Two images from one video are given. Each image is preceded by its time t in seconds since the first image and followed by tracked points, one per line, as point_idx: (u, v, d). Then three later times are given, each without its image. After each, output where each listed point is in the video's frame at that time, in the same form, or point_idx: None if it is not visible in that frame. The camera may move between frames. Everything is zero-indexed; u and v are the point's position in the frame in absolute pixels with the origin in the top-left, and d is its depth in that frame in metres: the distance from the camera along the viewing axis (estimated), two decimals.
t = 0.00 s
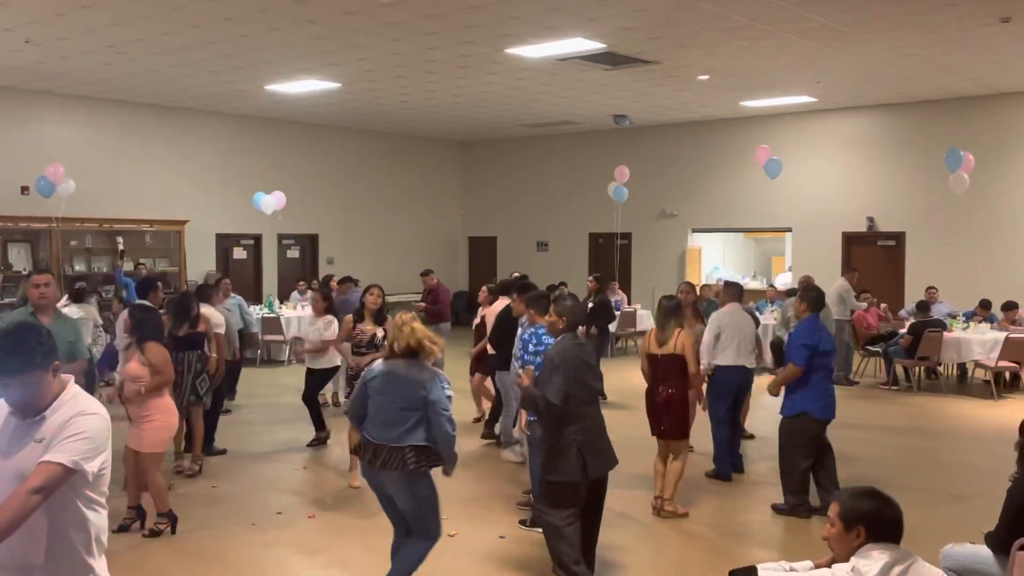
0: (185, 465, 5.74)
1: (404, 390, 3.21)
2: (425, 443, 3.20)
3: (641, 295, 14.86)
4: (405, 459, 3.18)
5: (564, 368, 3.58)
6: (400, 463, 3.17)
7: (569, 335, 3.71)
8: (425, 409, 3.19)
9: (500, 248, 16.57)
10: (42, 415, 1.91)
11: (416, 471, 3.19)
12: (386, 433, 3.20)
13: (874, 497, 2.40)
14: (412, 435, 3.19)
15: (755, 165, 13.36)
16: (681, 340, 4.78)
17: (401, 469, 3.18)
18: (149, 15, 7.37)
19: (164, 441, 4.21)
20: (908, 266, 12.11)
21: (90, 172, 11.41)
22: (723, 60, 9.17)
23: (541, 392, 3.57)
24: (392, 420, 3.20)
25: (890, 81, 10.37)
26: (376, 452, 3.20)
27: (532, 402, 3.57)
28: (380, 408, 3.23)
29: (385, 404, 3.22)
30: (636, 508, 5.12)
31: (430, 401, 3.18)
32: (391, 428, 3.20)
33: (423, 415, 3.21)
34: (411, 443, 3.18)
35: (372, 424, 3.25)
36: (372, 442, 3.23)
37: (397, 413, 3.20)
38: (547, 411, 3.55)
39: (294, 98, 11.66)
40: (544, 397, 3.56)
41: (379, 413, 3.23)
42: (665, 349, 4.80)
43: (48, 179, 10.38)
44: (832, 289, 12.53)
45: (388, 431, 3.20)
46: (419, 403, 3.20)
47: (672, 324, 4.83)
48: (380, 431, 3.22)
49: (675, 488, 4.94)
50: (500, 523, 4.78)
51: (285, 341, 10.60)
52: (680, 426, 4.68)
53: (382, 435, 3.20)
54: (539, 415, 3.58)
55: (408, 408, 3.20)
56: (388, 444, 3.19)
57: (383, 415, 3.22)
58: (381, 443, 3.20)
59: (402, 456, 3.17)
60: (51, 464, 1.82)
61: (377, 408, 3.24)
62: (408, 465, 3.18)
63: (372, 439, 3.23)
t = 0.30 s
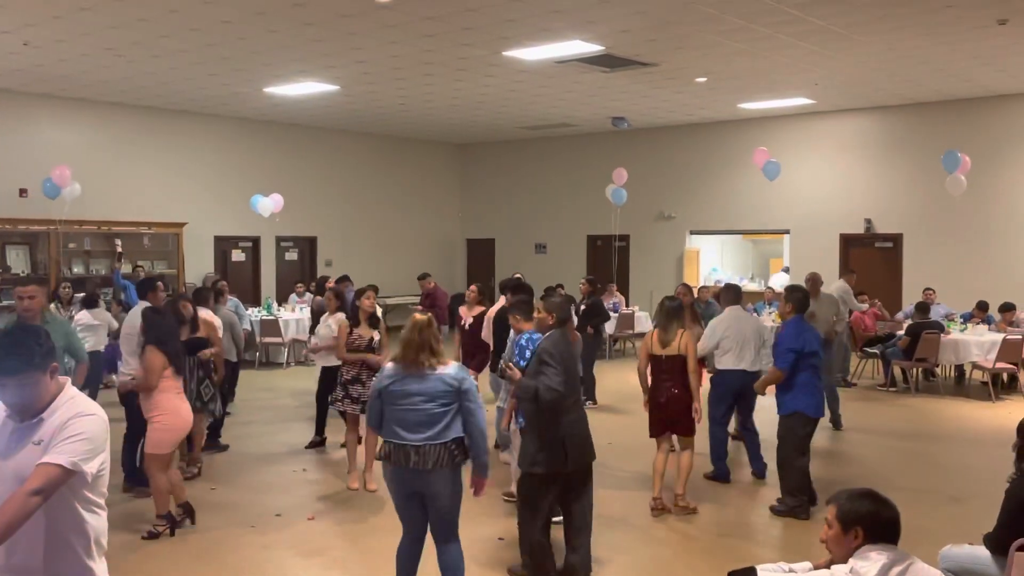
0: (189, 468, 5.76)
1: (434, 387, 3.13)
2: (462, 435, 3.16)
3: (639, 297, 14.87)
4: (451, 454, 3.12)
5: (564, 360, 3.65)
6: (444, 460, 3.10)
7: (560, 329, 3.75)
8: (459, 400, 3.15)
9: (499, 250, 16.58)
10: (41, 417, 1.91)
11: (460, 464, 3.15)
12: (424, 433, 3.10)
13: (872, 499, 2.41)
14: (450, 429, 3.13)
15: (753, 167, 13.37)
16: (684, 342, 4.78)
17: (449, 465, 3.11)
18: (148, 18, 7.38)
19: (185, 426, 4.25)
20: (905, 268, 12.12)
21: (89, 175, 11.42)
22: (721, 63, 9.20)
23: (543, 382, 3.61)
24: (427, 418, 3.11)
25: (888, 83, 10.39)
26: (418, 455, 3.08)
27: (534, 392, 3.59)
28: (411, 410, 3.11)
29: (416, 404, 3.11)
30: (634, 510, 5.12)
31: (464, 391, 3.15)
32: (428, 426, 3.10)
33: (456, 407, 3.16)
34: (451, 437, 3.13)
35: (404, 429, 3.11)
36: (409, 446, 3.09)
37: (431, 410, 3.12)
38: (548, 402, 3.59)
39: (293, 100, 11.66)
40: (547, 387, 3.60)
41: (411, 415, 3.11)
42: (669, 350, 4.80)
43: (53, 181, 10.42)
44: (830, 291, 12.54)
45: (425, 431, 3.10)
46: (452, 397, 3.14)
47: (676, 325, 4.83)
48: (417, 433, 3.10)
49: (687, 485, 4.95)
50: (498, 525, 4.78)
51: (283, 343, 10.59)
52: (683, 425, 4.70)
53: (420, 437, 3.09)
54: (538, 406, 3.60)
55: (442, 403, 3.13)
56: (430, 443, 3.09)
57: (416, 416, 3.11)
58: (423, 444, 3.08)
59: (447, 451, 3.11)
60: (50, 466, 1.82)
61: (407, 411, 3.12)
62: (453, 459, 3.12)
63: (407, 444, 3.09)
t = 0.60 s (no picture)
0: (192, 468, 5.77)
1: (471, 391, 3.02)
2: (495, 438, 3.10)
3: (641, 298, 14.87)
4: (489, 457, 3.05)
5: (544, 371, 3.67)
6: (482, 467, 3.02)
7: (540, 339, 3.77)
8: (493, 404, 3.07)
9: (500, 251, 16.58)
10: (42, 417, 1.92)
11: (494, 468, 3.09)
12: (465, 439, 2.98)
13: (873, 500, 2.41)
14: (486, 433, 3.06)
15: (755, 168, 13.37)
16: (699, 345, 4.80)
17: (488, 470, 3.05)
18: (150, 19, 7.40)
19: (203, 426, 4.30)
20: (907, 269, 12.11)
21: (91, 175, 11.44)
22: (723, 63, 9.20)
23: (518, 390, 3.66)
24: (466, 425, 2.99)
25: (890, 84, 10.38)
26: (463, 462, 2.96)
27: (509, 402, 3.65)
28: (451, 416, 2.97)
29: (456, 410, 2.98)
30: (637, 511, 5.11)
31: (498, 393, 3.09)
32: (468, 432, 3.00)
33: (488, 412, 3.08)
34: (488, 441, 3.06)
35: (443, 436, 2.96)
36: (452, 454, 2.95)
37: (470, 415, 3.01)
38: (523, 411, 3.66)
39: (295, 101, 11.68)
40: (521, 398, 3.65)
41: (451, 421, 2.97)
42: (682, 354, 4.80)
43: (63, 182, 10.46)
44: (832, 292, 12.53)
45: (466, 436, 2.99)
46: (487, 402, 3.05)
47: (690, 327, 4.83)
48: (458, 440, 2.97)
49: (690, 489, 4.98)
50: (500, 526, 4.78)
51: (285, 344, 10.60)
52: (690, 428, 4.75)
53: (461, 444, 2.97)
54: (515, 413, 3.69)
55: (479, 407, 3.04)
56: (472, 449, 2.99)
57: (455, 422, 2.98)
58: (466, 451, 2.97)
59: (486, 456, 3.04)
60: (51, 465, 1.82)
61: (446, 417, 2.97)
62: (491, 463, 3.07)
63: (448, 452, 2.95)
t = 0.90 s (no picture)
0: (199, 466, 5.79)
1: (478, 393, 3.00)
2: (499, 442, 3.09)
3: (645, 298, 14.88)
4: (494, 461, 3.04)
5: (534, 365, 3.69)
6: (486, 470, 3.00)
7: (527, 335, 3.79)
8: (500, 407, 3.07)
9: (504, 252, 16.59)
10: (48, 416, 1.93)
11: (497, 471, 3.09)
12: (469, 441, 2.97)
13: (876, 499, 2.41)
14: (490, 436, 3.04)
15: (760, 168, 13.35)
16: (705, 341, 4.84)
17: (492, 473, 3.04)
18: (156, 19, 7.41)
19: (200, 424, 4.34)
20: (912, 269, 12.09)
21: (96, 175, 11.47)
22: (727, 63, 9.19)
23: (511, 387, 3.66)
24: (471, 426, 2.98)
25: (894, 84, 10.37)
26: (467, 464, 2.95)
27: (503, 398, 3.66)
28: (456, 417, 2.96)
29: (462, 411, 2.96)
30: (640, 511, 5.11)
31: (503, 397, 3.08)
32: (473, 434, 2.98)
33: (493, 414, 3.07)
34: (493, 445, 3.05)
35: (448, 437, 2.95)
36: (456, 456, 2.94)
37: (476, 417, 3.00)
38: (516, 406, 3.68)
39: (299, 101, 11.70)
40: (514, 393, 3.66)
41: (457, 423, 2.96)
42: (687, 350, 4.83)
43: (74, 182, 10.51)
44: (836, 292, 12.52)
45: (471, 438, 2.98)
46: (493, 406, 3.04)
47: (696, 324, 4.87)
48: (463, 442, 2.96)
49: (691, 488, 4.99)
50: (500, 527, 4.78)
51: (289, 343, 10.62)
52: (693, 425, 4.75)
53: (465, 445, 2.96)
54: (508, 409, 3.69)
55: (485, 409, 3.02)
56: (476, 451, 2.97)
57: (461, 423, 2.96)
58: (470, 453, 2.96)
59: (491, 459, 3.03)
60: (56, 464, 1.84)
61: (452, 418, 2.95)
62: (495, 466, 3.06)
63: (453, 453, 2.94)
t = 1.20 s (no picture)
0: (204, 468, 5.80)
1: (482, 400, 2.99)
2: (507, 447, 3.08)
3: (650, 298, 14.87)
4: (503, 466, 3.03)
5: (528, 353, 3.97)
6: (495, 476, 3.00)
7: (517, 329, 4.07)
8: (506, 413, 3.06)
9: (510, 252, 16.59)
10: (55, 417, 1.93)
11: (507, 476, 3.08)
12: (477, 448, 2.97)
13: (882, 500, 2.40)
14: (498, 442, 3.04)
15: (766, 167, 13.32)
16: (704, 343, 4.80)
17: (501, 478, 3.03)
18: (161, 20, 7.43)
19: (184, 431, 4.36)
20: (919, 269, 12.06)
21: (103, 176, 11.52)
22: (732, 64, 9.18)
23: (521, 379, 3.87)
24: (478, 434, 2.97)
25: (900, 84, 10.34)
26: (476, 472, 2.95)
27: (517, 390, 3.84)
28: (462, 426, 2.95)
29: (466, 419, 2.96)
30: (645, 511, 5.11)
31: (508, 402, 3.07)
32: (480, 441, 2.98)
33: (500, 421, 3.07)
34: (500, 450, 3.04)
35: (455, 446, 2.94)
36: (464, 464, 2.94)
37: (482, 424, 2.99)
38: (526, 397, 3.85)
39: (304, 102, 11.73)
40: (525, 384, 3.86)
41: (463, 431, 2.95)
42: (688, 351, 4.82)
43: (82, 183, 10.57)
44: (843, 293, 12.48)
45: (478, 446, 2.97)
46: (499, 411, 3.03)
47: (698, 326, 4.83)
48: (470, 449, 2.96)
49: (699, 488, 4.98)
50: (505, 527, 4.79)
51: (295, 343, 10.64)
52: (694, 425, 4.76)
53: (473, 453, 2.95)
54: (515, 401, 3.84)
55: (491, 415, 3.02)
56: (484, 458, 2.97)
57: (467, 431, 2.96)
58: (478, 460, 2.95)
59: (499, 465, 3.02)
60: (64, 465, 1.85)
61: (457, 426, 2.95)
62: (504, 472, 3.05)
63: (461, 462, 2.94)
